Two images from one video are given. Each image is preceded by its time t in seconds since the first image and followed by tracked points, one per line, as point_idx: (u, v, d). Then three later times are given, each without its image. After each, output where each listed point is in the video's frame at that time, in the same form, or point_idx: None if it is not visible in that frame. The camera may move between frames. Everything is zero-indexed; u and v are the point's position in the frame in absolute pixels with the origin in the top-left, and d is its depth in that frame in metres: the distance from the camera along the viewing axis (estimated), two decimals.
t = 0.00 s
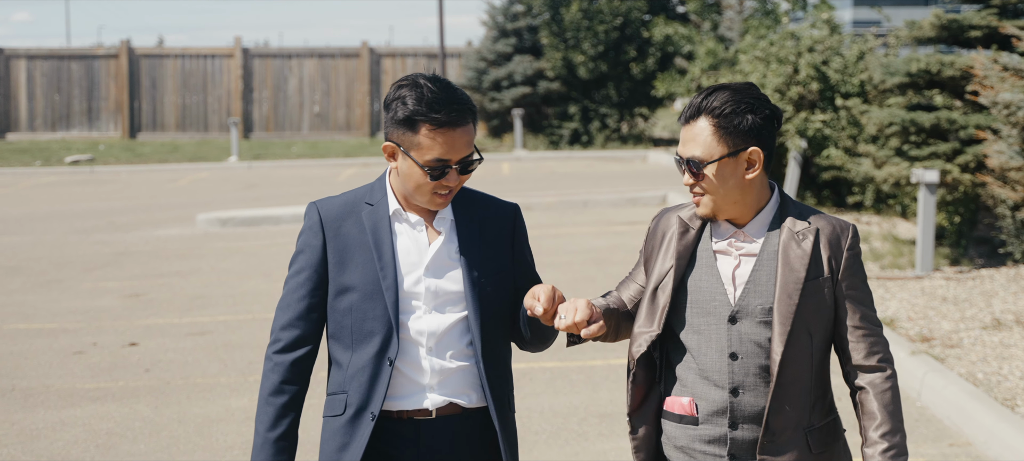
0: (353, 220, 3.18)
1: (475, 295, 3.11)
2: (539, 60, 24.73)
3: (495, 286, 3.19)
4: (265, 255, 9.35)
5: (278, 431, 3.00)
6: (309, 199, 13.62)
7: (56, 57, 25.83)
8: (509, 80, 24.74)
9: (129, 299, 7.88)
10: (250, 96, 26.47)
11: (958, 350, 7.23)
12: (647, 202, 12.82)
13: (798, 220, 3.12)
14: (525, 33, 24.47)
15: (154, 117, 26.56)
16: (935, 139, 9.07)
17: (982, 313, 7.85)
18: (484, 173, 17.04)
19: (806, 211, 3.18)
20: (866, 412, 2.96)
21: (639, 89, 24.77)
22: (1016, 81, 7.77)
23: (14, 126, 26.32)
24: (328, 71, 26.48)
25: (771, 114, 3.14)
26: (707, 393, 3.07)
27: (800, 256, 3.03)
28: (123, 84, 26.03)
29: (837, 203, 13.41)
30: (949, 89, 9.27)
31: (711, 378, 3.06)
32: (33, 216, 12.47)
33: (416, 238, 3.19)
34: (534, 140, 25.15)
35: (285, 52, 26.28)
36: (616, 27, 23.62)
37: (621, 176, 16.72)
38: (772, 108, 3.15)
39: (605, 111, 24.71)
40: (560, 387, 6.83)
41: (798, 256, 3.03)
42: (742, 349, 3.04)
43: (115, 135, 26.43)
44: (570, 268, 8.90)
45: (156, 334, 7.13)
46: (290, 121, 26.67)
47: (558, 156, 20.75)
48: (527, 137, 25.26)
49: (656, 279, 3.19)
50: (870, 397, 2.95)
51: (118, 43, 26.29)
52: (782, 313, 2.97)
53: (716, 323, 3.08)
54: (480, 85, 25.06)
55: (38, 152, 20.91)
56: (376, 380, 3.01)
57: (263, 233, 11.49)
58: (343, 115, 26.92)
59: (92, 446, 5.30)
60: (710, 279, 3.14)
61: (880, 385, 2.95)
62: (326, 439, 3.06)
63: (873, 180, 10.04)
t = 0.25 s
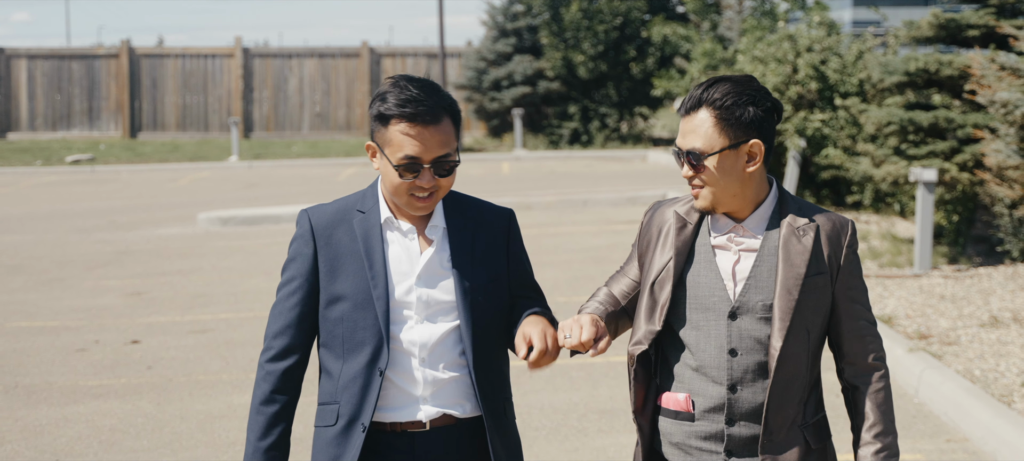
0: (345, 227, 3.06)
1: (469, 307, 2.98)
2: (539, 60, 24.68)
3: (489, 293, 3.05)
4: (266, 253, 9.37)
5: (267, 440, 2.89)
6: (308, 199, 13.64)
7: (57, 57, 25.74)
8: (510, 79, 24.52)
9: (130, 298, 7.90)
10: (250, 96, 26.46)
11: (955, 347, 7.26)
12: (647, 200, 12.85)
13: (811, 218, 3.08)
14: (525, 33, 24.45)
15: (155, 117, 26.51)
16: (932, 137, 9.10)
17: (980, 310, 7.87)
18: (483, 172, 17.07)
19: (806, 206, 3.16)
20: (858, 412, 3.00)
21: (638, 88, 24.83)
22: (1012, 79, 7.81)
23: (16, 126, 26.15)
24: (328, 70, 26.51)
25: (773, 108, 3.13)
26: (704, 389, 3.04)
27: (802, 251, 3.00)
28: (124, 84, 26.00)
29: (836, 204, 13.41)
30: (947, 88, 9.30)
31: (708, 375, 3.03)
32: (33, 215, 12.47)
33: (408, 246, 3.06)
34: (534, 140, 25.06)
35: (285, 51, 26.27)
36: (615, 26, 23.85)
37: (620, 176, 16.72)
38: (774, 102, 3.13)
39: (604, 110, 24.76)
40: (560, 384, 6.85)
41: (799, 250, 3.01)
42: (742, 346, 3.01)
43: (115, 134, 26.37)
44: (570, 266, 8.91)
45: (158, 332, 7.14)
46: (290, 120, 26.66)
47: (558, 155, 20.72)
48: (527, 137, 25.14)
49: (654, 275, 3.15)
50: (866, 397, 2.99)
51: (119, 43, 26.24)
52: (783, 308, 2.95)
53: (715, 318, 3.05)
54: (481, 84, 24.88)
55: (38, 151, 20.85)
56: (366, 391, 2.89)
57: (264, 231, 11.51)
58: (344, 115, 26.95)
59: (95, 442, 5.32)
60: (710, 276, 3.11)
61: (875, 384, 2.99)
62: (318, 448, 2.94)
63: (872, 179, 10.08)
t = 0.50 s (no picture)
0: (331, 233, 3.05)
1: (457, 318, 2.96)
2: (539, 59, 24.80)
3: (478, 297, 3.02)
4: (268, 252, 9.38)
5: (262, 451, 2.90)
6: (309, 198, 13.66)
7: (58, 56, 25.81)
8: (509, 80, 24.96)
9: (132, 296, 7.91)
10: (250, 96, 26.51)
11: (953, 344, 7.28)
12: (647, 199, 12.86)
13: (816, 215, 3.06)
14: (525, 32, 24.59)
15: (155, 116, 26.52)
16: (931, 136, 9.14)
17: (978, 308, 7.90)
18: (483, 172, 17.09)
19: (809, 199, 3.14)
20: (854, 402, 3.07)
21: (639, 87, 24.84)
22: (1011, 78, 7.85)
23: (16, 126, 26.24)
24: (328, 70, 26.51)
25: (780, 100, 3.10)
26: (706, 383, 3.00)
27: (807, 244, 3.00)
28: (125, 83, 26.02)
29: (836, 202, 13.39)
30: (945, 87, 9.33)
31: (709, 369, 3.00)
32: (35, 213, 12.49)
33: (394, 251, 3.05)
34: (534, 140, 24.99)
35: (285, 51, 26.30)
36: (615, 25, 23.68)
37: (620, 175, 16.73)
38: (781, 94, 3.10)
39: (604, 110, 24.78)
40: (560, 381, 6.86)
41: (806, 243, 3.00)
42: (744, 338, 2.98)
43: (116, 134, 26.40)
44: (571, 265, 8.94)
45: (161, 329, 7.16)
46: (291, 120, 26.70)
47: (558, 155, 20.67)
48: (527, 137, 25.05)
49: (655, 265, 3.11)
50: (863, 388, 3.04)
51: (119, 42, 26.26)
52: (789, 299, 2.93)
53: (718, 311, 3.02)
54: (480, 84, 25.36)
55: (39, 150, 20.87)
56: (356, 398, 2.88)
57: (264, 230, 11.52)
58: (344, 115, 26.98)
59: (99, 438, 5.34)
60: (711, 268, 3.08)
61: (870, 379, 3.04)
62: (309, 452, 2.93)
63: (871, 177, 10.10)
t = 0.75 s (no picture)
0: (316, 228, 3.06)
1: (439, 312, 2.95)
2: (539, 59, 24.81)
3: (465, 293, 3.01)
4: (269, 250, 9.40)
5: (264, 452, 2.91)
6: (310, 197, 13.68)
7: (58, 56, 25.93)
8: (510, 78, 24.81)
9: (135, 294, 7.92)
10: (251, 95, 26.60)
11: (952, 341, 7.30)
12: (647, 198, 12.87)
13: (821, 219, 3.04)
14: (525, 32, 24.63)
15: (156, 116, 26.66)
16: (930, 135, 9.19)
17: (977, 305, 7.93)
18: (484, 172, 17.12)
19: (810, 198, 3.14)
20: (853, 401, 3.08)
21: (639, 86, 24.86)
22: (1010, 77, 7.90)
23: (17, 125, 26.43)
24: (328, 69, 26.65)
25: (788, 98, 3.08)
26: (708, 387, 2.99)
27: (814, 248, 2.99)
28: (125, 82, 26.16)
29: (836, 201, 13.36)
30: (944, 86, 9.38)
31: (710, 372, 2.99)
32: (37, 212, 12.52)
33: (377, 244, 3.06)
34: (534, 140, 24.71)
35: (286, 51, 26.37)
36: (615, 25, 23.74)
37: (621, 175, 16.75)
38: (790, 92, 3.08)
39: (605, 109, 24.79)
40: (561, 377, 6.88)
41: (811, 245, 2.99)
42: (748, 342, 2.97)
43: (117, 133, 26.54)
44: (572, 263, 8.96)
45: (164, 326, 7.18)
46: (292, 120, 26.78)
47: (558, 155, 20.65)
48: (527, 136, 24.88)
49: (657, 265, 3.06)
50: (864, 387, 3.05)
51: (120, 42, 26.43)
52: (796, 303, 2.93)
53: (721, 313, 3.01)
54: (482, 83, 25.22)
55: (41, 149, 20.90)
56: (346, 394, 2.90)
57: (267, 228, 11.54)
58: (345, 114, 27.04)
59: (104, 433, 5.36)
60: (714, 266, 3.05)
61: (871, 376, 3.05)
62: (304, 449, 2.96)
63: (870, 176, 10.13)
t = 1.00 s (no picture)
0: (311, 217, 3.06)
1: (424, 300, 2.92)
2: (539, 59, 24.81)
3: (456, 283, 2.99)
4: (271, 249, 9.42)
5: (267, 443, 2.95)
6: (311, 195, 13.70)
7: (60, 56, 26.05)
8: (510, 78, 24.78)
9: (138, 292, 7.94)
10: (251, 95, 26.70)
11: (950, 339, 7.33)
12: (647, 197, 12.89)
13: (828, 228, 2.96)
14: (525, 32, 24.63)
15: (157, 116, 26.76)
16: (929, 134, 9.24)
17: (975, 303, 7.95)
18: (484, 172, 17.15)
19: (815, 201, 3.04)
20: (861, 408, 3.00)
21: (638, 86, 24.92)
22: (1008, 76, 7.94)
23: (19, 124, 26.60)
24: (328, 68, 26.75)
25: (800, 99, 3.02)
26: (712, 397, 2.90)
27: (823, 259, 2.91)
28: (126, 82, 26.25)
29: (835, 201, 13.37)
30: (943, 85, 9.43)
31: (715, 383, 2.90)
32: (39, 211, 12.54)
33: (371, 233, 3.04)
34: (534, 140, 24.59)
35: (286, 51, 26.46)
36: (615, 25, 23.84)
37: (622, 174, 16.77)
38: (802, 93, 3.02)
39: (604, 109, 24.80)
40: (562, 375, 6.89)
41: (819, 254, 2.91)
42: (755, 353, 2.87)
43: (118, 133, 26.67)
44: (572, 261, 8.98)
45: (166, 324, 7.20)
46: (292, 119, 26.88)
47: (558, 155, 20.65)
48: (527, 136, 24.78)
49: (666, 278, 2.93)
50: (872, 398, 2.98)
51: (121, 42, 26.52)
52: (807, 316, 2.84)
53: (727, 326, 2.90)
54: (482, 83, 25.26)
55: (44, 149, 20.91)
56: (338, 381, 2.88)
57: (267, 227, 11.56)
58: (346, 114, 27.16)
59: (108, 429, 5.37)
60: (721, 275, 2.94)
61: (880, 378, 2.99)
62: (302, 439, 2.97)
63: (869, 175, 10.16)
